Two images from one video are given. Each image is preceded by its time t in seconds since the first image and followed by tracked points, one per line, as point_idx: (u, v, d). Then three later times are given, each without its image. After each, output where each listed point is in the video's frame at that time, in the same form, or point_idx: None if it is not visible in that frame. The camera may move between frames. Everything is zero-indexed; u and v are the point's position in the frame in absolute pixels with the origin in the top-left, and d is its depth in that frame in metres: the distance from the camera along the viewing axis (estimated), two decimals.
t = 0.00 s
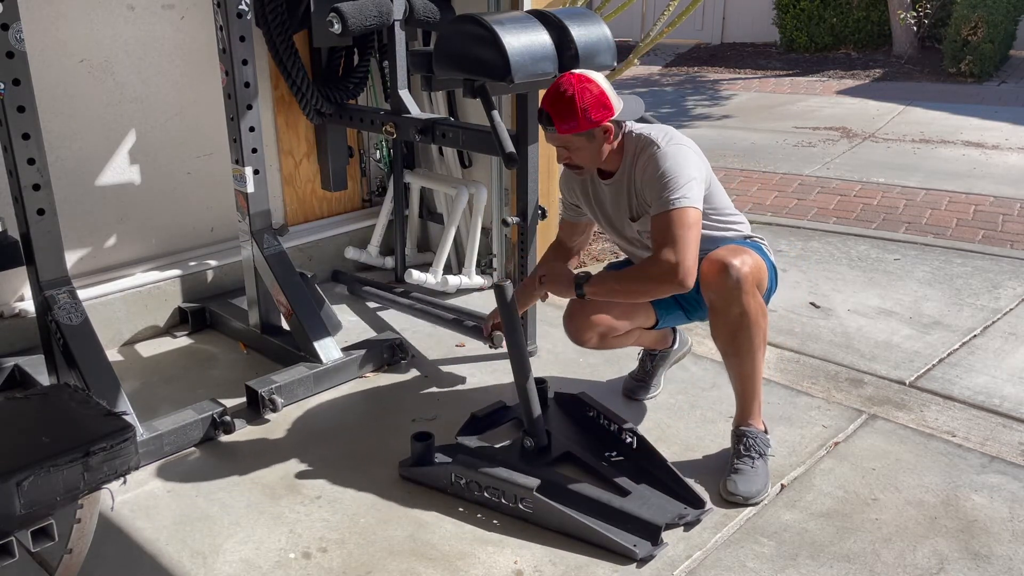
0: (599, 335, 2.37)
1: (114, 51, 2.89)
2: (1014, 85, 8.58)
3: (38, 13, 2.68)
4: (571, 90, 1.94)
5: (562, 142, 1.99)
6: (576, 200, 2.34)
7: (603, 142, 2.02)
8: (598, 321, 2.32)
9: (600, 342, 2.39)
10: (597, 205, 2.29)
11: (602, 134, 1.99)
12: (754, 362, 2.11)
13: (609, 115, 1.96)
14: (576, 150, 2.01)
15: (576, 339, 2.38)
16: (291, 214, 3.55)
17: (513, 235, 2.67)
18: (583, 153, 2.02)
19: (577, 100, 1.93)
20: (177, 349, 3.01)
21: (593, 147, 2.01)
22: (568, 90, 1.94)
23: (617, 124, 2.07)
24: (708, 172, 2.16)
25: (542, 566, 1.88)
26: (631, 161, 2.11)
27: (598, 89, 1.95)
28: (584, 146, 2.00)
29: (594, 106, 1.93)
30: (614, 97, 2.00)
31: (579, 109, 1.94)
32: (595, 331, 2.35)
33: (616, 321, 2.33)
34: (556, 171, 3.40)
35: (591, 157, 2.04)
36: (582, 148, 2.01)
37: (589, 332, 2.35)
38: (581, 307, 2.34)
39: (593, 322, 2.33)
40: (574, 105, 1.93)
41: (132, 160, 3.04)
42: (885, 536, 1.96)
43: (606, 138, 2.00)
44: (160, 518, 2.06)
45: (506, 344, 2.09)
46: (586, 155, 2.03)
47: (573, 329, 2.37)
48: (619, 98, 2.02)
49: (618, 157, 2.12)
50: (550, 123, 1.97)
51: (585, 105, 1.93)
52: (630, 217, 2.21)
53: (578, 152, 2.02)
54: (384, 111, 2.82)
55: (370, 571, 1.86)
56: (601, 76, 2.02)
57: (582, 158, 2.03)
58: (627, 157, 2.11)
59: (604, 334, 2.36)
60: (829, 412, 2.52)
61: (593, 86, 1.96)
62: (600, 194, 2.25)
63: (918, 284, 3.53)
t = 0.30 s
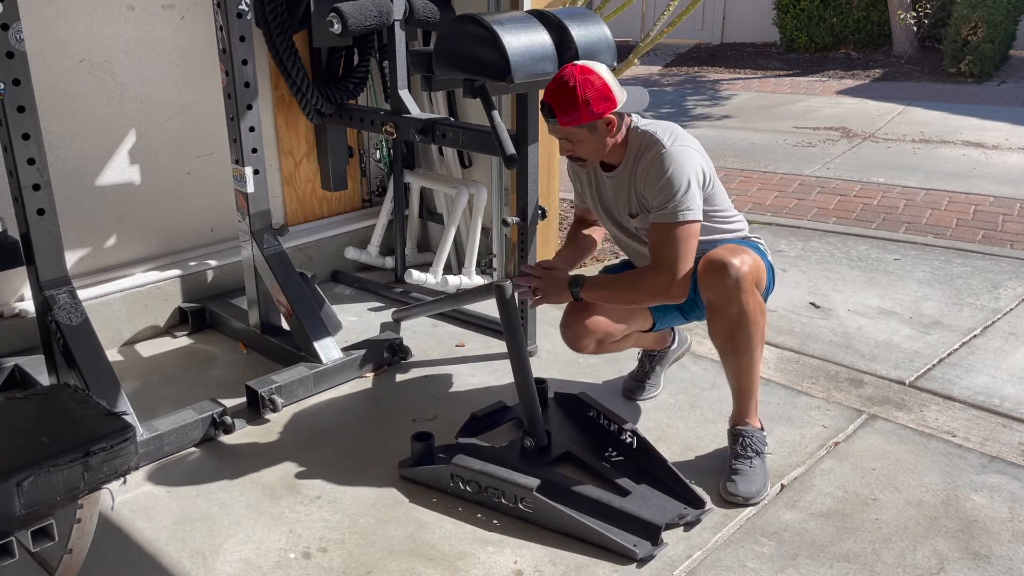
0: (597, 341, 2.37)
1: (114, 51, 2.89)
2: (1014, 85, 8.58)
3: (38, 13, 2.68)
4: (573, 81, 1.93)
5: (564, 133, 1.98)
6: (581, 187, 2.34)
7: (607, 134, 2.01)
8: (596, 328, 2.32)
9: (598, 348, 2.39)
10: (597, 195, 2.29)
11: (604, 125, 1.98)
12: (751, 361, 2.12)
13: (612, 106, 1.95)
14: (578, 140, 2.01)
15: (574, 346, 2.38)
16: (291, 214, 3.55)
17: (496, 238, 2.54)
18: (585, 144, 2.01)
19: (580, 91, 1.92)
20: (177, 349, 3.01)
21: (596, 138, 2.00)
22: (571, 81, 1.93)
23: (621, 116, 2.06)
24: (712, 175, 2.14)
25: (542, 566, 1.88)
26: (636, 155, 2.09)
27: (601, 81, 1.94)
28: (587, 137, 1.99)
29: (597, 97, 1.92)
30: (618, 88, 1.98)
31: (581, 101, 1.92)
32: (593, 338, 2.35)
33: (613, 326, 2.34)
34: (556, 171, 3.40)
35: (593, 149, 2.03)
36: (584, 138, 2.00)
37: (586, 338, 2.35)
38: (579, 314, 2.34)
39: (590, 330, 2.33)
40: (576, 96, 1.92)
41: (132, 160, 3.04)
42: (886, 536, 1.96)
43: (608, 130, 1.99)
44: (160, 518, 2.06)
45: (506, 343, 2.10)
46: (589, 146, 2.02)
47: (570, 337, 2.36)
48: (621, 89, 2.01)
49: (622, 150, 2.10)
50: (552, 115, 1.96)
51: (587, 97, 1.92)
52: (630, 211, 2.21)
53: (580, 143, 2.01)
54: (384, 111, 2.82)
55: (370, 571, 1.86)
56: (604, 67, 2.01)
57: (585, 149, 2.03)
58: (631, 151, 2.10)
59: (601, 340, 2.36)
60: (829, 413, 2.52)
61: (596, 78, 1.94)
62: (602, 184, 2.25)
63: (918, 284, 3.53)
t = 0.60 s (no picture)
0: (600, 349, 2.31)
1: (114, 51, 2.89)
2: (1014, 85, 8.57)
3: (38, 13, 2.69)
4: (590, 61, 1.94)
5: (579, 112, 2.00)
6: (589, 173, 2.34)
7: (623, 117, 2.02)
8: (599, 334, 2.27)
9: (600, 355, 2.34)
10: (606, 183, 2.29)
11: (620, 107, 1.98)
12: (754, 367, 2.12)
13: (629, 88, 1.95)
14: (593, 121, 2.01)
15: (577, 354, 2.31)
16: (291, 214, 3.55)
17: (513, 221, 2.48)
18: (600, 125, 2.02)
19: (597, 70, 1.93)
20: (177, 349, 3.01)
21: (612, 119, 2.00)
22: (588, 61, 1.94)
23: (637, 99, 2.05)
24: (725, 179, 2.15)
25: (542, 566, 1.88)
26: (650, 143, 2.10)
27: (618, 61, 1.94)
28: (602, 117, 2.00)
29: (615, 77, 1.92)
30: (636, 71, 1.98)
31: (599, 80, 1.93)
32: (597, 345, 2.29)
33: (615, 331, 2.29)
34: (556, 171, 3.41)
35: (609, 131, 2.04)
36: (600, 119, 2.00)
37: (591, 345, 2.29)
38: (581, 319, 2.29)
39: (594, 337, 2.27)
40: (592, 76, 1.93)
41: (132, 160, 3.04)
42: (885, 536, 1.96)
43: (625, 111, 2.00)
44: (160, 518, 2.06)
45: (506, 343, 2.11)
46: (605, 128, 2.03)
47: (572, 346, 2.30)
48: (639, 70, 2.00)
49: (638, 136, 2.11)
50: (568, 94, 1.97)
51: (603, 76, 1.92)
52: (636, 200, 2.22)
53: (595, 124, 2.01)
54: (384, 111, 2.82)
55: (370, 571, 1.86)
56: (622, 48, 2.00)
57: (600, 130, 2.03)
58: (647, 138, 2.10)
59: (604, 347, 2.31)
60: (829, 412, 2.52)
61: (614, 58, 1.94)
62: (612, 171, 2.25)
63: (918, 284, 3.53)
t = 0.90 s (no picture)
0: (596, 341, 2.37)
1: (114, 51, 2.90)
2: (1014, 85, 8.57)
3: (38, 13, 2.69)
4: (611, 55, 1.97)
5: (597, 105, 2.02)
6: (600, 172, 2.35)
7: (641, 112, 2.05)
8: (595, 327, 2.32)
9: (597, 348, 2.39)
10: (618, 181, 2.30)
11: (638, 101, 2.02)
12: (752, 367, 2.12)
13: (648, 82, 1.99)
14: (610, 115, 2.04)
15: (573, 346, 2.38)
16: (292, 214, 3.55)
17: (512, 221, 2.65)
18: (616, 119, 2.05)
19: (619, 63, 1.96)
20: (177, 349, 3.01)
21: (630, 114, 2.04)
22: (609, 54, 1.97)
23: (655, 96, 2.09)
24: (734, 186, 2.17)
25: (542, 566, 1.88)
26: (663, 139, 2.11)
27: (638, 55, 1.98)
28: (619, 112, 2.03)
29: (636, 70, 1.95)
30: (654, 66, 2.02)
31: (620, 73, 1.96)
32: (592, 339, 2.35)
33: (612, 329, 2.35)
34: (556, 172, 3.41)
35: (623, 126, 2.07)
36: (617, 113, 2.03)
37: (585, 338, 2.35)
38: (579, 315, 2.33)
39: (589, 330, 2.33)
40: (613, 71, 1.96)
41: (132, 160, 3.04)
42: (886, 536, 1.96)
43: (642, 106, 2.03)
44: (160, 518, 2.06)
45: (506, 343, 2.10)
46: (620, 122, 2.06)
47: (569, 337, 2.36)
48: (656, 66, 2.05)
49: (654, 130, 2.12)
50: (587, 86, 1.99)
51: (624, 69, 1.95)
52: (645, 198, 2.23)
53: (612, 118, 2.05)
54: (384, 111, 2.82)
55: (369, 571, 1.86)
56: (640, 43, 2.04)
57: (617, 124, 2.06)
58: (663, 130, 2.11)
59: (600, 340, 2.36)
60: (829, 412, 2.52)
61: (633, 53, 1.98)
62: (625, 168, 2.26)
63: (918, 284, 3.53)
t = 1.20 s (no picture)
0: (599, 334, 2.37)
1: (114, 51, 2.90)
2: (1014, 85, 8.58)
3: (38, 13, 2.69)
4: (622, 51, 1.98)
5: (607, 100, 2.05)
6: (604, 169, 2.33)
7: (652, 108, 2.07)
8: (598, 319, 2.33)
9: (599, 341, 2.40)
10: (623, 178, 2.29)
11: (649, 97, 2.03)
12: (756, 367, 2.12)
13: (660, 78, 2.00)
14: (621, 111, 2.06)
15: (576, 338, 2.38)
16: (292, 214, 3.55)
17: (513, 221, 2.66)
18: (626, 115, 2.07)
19: (631, 59, 1.97)
20: (177, 349, 3.01)
21: (639, 110, 2.06)
22: (620, 50, 1.98)
23: (666, 92, 2.10)
24: (745, 183, 2.15)
25: (542, 566, 1.88)
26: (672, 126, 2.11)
27: (650, 51, 1.99)
28: (630, 107, 2.04)
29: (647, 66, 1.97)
30: (665, 62, 2.04)
31: (632, 69, 1.97)
32: (595, 331, 2.35)
33: (617, 323, 2.35)
34: (555, 171, 3.42)
35: (632, 122, 2.09)
36: (627, 109, 2.05)
37: (588, 330, 2.35)
38: (583, 306, 2.35)
39: (592, 322, 2.34)
40: (624, 68, 1.97)
41: (132, 160, 3.04)
42: (886, 536, 1.96)
43: (653, 103, 2.05)
44: (160, 518, 2.06)
45: (505, 342, 2.10)
46: (631, 117, 2.07)
47: (572, 328, 2.37)
48: (668, 64, 2.06)
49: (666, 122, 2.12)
50: (598, 82, 2.01)
51: (636, 66, 1.97)
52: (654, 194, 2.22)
53: (622, 114, 2.07)
54: (384, 110, 2.82)
55: (369, 571, 1.86)
56: (653, 41, 2.06)
57: (626, 120, 2.08)
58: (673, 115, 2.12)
59: (603, 332, 2.37)
60: (829, 412, 2.52)
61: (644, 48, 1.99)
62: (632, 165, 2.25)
63: (918, 284, 3.53)
